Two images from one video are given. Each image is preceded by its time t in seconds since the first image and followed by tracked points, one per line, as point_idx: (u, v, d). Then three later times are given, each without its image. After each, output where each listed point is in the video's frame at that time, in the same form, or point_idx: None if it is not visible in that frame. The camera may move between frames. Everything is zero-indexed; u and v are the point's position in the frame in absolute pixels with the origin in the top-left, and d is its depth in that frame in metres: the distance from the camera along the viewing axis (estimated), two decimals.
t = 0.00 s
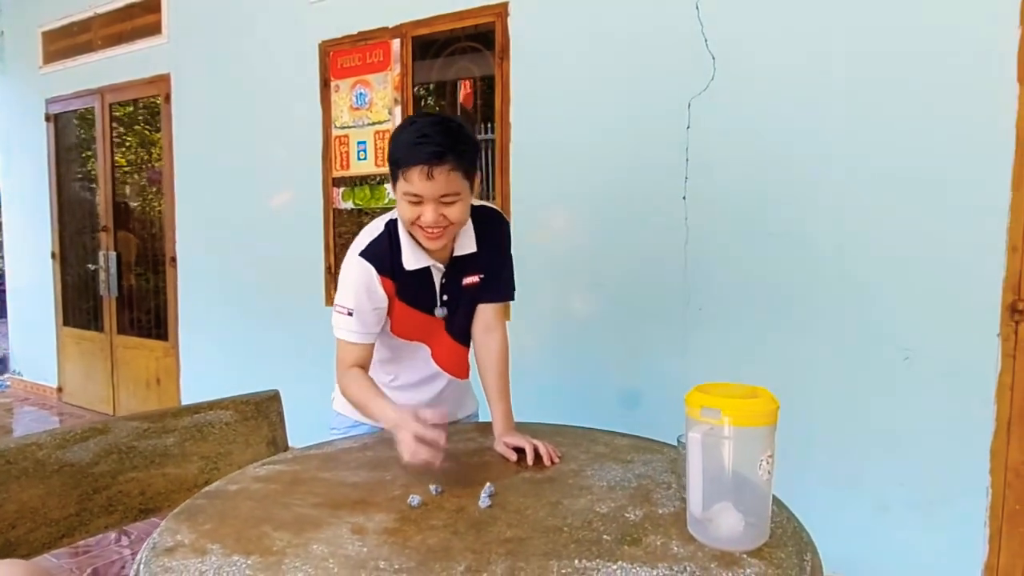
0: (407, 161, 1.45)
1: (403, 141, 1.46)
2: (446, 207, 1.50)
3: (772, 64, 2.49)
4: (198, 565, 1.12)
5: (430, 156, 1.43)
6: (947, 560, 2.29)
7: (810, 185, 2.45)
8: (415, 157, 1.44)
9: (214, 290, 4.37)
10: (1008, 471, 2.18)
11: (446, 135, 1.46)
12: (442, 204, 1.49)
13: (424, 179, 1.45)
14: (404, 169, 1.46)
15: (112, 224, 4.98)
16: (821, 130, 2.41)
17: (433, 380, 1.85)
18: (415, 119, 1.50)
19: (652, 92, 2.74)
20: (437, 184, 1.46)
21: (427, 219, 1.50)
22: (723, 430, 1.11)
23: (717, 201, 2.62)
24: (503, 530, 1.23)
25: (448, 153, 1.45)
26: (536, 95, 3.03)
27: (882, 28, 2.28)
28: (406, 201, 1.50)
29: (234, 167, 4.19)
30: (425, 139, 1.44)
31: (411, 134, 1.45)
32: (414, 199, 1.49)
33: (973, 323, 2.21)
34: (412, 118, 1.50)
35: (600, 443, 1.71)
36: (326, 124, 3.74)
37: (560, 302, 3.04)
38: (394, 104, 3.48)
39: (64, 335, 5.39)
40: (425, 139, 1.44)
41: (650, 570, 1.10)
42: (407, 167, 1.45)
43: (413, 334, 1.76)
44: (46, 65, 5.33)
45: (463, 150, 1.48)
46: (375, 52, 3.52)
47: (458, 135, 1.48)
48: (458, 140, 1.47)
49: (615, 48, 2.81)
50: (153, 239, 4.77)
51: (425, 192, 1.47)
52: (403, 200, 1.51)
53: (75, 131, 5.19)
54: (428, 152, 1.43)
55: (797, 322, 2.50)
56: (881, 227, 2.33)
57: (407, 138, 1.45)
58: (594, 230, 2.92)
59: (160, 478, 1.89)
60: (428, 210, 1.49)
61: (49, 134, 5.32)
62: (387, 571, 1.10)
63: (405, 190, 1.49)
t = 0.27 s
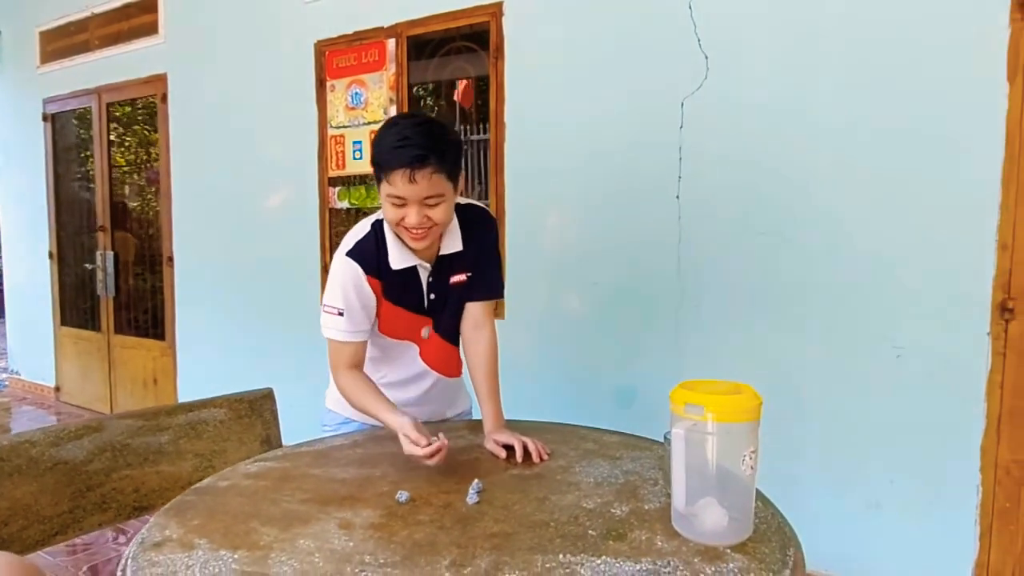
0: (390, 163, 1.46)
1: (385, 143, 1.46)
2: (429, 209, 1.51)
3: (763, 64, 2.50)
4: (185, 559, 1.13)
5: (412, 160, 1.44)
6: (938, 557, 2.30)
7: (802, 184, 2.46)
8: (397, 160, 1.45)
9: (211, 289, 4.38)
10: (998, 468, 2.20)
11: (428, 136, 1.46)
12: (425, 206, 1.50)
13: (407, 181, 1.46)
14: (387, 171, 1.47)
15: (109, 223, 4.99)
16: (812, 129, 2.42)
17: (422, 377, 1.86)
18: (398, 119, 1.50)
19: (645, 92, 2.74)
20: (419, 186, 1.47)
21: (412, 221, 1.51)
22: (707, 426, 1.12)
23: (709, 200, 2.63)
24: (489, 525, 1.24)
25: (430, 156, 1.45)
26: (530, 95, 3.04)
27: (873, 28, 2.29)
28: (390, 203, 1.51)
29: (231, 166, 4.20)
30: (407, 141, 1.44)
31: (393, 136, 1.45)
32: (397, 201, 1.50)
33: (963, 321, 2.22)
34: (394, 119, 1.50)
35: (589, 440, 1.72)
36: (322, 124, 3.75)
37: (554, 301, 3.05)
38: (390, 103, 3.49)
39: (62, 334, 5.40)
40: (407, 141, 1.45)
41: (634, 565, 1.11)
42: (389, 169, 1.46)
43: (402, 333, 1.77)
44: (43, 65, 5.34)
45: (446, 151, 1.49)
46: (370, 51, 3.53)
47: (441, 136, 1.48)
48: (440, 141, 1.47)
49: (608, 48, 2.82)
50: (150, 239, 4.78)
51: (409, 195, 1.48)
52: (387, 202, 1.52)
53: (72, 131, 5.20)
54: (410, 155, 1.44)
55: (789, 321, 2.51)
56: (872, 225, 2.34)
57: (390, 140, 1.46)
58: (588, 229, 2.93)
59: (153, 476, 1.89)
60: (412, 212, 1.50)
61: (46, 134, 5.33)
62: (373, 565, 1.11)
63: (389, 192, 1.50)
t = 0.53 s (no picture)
0: (387, 169, 1.46)
1: (382, 148, 1.47)
2: (426, 213, 1.53)
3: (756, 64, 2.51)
4: (174, 555, 1.14)
5: (409, 166, 1.45)
6: (929, 554, 2.31)
7: (794, 183, 2.47)
8: (394, 165, 1.45)
9: (208, 288, 4.39)
10: (988, 465, 2.21)
11: (425, 142, 1.46)
12: (422, 210, 1.52)
13: (404, 187, 1.47)
14: (384, 176, 1.47)
15: (106, 223, 5.00)
16: (804, 129, 2.44)
17: (416, 375, 1.87)
18: (394, 123, 1.51)
19: (638, 91, 2.75)
20: (416, 192, 1.48)
21: (408, 224, 1.53)
22: (692, 423, 1.13)
23: (702, 199, 2.65)
24: (477, 521, 1.25)
25: (427, 161, 1.46)
26: (524, 95, 3.05)
27: (864, 28, 2.31)
28: (387, 207, 1.53)
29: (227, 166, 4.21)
30: (404, 147, 1.45)
31: (390, 141, 1.46)
32: (394, 206, 1.51)
33: (954, 320, 2.23)
34: (390, 122, 1.51)
35: (580, 438, 1.73)
36: (318, 123, 3.76)
37: (549, 300, 3.06)
38: (385, 103, 3.50)
39: (59, 334, 5.41)
40: (404, 147, 1.45)
41: (618, 559, 1.12)
42: (387, 175, 1.47)
43: (396, 331, 1.78)
44: (40, 65, 5.35)
45: (442, 155, 1.50)
46: (366, 51, 3.54)
47: (437, 140, 1.49)
48: (437, 146, 1.48)
49: (602, 47, 2.83)
50: (148, 238, 4.79)
51: (406, 200, 1.49)
52: (384, 205, 1.53)
53: (69, 130, 5.21)
54: (407, 161, 1.45)
55: (781, 319, 2.53)
56: (863, 225, 2.35)
57: (387, 145, 1.46)
58: (582, 228, 2.94)
59: (148, 474, 1.90)
60: (409, 216, 1.51)
61: (44, 134, 5.34)
62: (361, 560, 1.12)
63: (385, 196, 1.51)
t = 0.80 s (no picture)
0: (377, 166, 1.47)
1: (373, 145, 1.48)
2: (416, 209, 1.53)
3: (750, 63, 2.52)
4: (167, 552, 1.15)
5: (398, 163, 1.45)
6: (923, 554, 2.32)
7: (788, 183, 2.48)
8: (384, 162, 1.46)
9: (206, 289, 4.39)
10: (981, 464, 2.22)
11: (415, 140, 1.47)
12: (412, 206, 1.52)
13: (393, 183, 1.48)
14: (374, 173, 1.48)
15: (104, 223, 5.01)
16: (799, 128, 2.44)
17: (411, 374, 1.87)
18: (385, 120, 1.51)
19: (634, 91, 2.76)
20: (405, 188, 1.48)
21: (399, 221, 1.53)
22: (682, 420, 1.14)
23: (698, 199, 2.65)
24: (469, 518, 1.26)
25: (416, 158, 1.47)
26: (520, 94, 3.06)
27: (858, 28, 2.32)
28: (378, 203, 1.53)
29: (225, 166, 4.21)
30: (393, 144, 1.46)
31: (380, 139, 1.47)
32: (385, 202, 1.52)
33: (947, 319, 2.24)
34: (381, 120, 1.51)
35: (573, 436, 1.74)
36: (315, 123, 3.77)
37: (545, 300, 3.07)
38: (382, 103, 3.51)
39: (57, 334, 5.42)
40: (393, 144, 1.46)
41: (608, 556, 1.13)
42: (376, 171, 1.48)
43: (391, 330, 1.79)
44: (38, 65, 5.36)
45: (432, 153, 1.50)
46: (363, 51, 3.55)
47: (428, 138, 1.49)
48: (427, 144, 1.48)
49: (598, 48, 2.84)
50: (146, 238, 4.80)
51: (395, 196, 1.50)
52: (375, 202, 1.54)
53: (67, 131, 5.22)
54: (397, 158, 1.45)
55: (776, 319, 2.53)
56: (857, 224, 2.36)
57: (377, 142, 1.47)
58: (578, 228, 2.95)
59: (144, 473, 1.91)
60: (399, 212, 1.52)
61: (42, 134, 5.35)
62: (352, 557, 1.13)
63: (376, 193, 1.52)
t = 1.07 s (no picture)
0: (357, 141, 1.50)
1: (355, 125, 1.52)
2: (398, 184, 1.53)
3: (747, 63, 2.52)
4: (163, 550, 1.15)
5: (375, 131, 1.49)
6: (920, 552, 2.32)
7: (785, 182, 2.48)
8: (364, 136, 1.49)
9: (205, 289, 4.39)
10: (978, 462, 2.23)
11: (395, 116, 1.51)
12: (394, 181, 1.52)
13: (373, 155, 1.49)
14: (356, 150, 1.51)
15: (102, 223, 5.01)
16: (796, 128, 2.45)
17: (407, 373, 1.89)
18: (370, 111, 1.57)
19: (632, 90, 2.77)
20: (385, 159, 1.49)
21: (381, 197, 1.53)
22: (676, 418, 1.14)
23: (696, 199, 2.66)
24: (465, 517, 1.26)
25: (395, 131, 1.50)
26: (518, 94, 3.07)
27: (854, 28, 2.32)
28: (362, 185, 1.55)
29: (224, 166, 4.21)
30: (373, 119, 1.49)
31: (362, 118, 1.51)
32: (367, 180, 1.53)
33: (943, 318, 2.24)
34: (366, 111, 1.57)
35: (570, 435, 1.74)
36: (314, 123, 3.78)
37: (543, 299, 3.07)
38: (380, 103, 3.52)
39: (56, 334, 5.42)
40: (373, 120, 1.50)
41: (603, 553, 1.13)
42: (357, 147, 1.51)
43: (386, 330, 1.79)
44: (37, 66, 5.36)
45: (414, 130, 1.53)
46: (361, 51, 3.55)
47: (409, 118, 1.53)
48: (407, 120, 1.52)
49: (596, 48, 2.84)
50: (145, 238, 4.80)
51: (376, 169, 1.51)
52: (359, 184, 1.55)
53: (66, 131, 5.22)
54: (375, 130, 1.48)
55: (773, 318, 2.54)
56: (854, 223, 2.37)
57: (359, 121, 1.51)
58: (576, 227, 2.95)
59: (142, 472, 1.91)
60: (381, 186, 1.52)
61: (41, 134, 5.35)
62: (348, 555, 1.13)
63: (359, 172, 1.54)
